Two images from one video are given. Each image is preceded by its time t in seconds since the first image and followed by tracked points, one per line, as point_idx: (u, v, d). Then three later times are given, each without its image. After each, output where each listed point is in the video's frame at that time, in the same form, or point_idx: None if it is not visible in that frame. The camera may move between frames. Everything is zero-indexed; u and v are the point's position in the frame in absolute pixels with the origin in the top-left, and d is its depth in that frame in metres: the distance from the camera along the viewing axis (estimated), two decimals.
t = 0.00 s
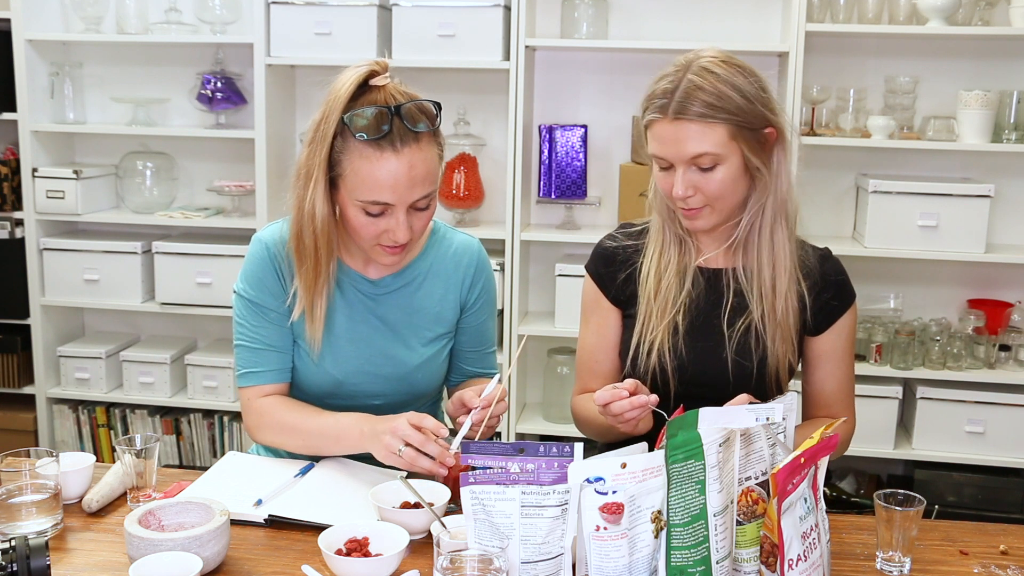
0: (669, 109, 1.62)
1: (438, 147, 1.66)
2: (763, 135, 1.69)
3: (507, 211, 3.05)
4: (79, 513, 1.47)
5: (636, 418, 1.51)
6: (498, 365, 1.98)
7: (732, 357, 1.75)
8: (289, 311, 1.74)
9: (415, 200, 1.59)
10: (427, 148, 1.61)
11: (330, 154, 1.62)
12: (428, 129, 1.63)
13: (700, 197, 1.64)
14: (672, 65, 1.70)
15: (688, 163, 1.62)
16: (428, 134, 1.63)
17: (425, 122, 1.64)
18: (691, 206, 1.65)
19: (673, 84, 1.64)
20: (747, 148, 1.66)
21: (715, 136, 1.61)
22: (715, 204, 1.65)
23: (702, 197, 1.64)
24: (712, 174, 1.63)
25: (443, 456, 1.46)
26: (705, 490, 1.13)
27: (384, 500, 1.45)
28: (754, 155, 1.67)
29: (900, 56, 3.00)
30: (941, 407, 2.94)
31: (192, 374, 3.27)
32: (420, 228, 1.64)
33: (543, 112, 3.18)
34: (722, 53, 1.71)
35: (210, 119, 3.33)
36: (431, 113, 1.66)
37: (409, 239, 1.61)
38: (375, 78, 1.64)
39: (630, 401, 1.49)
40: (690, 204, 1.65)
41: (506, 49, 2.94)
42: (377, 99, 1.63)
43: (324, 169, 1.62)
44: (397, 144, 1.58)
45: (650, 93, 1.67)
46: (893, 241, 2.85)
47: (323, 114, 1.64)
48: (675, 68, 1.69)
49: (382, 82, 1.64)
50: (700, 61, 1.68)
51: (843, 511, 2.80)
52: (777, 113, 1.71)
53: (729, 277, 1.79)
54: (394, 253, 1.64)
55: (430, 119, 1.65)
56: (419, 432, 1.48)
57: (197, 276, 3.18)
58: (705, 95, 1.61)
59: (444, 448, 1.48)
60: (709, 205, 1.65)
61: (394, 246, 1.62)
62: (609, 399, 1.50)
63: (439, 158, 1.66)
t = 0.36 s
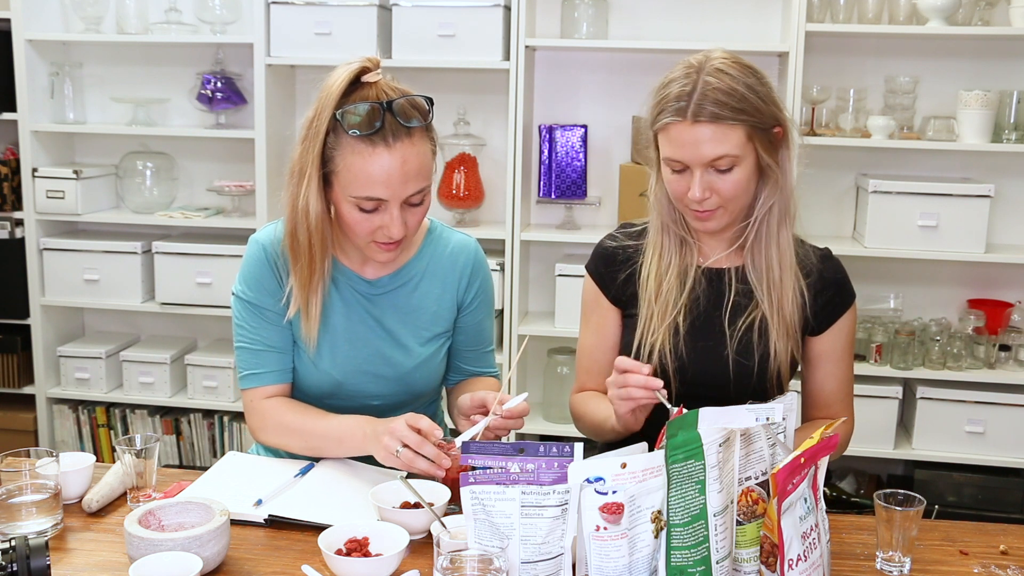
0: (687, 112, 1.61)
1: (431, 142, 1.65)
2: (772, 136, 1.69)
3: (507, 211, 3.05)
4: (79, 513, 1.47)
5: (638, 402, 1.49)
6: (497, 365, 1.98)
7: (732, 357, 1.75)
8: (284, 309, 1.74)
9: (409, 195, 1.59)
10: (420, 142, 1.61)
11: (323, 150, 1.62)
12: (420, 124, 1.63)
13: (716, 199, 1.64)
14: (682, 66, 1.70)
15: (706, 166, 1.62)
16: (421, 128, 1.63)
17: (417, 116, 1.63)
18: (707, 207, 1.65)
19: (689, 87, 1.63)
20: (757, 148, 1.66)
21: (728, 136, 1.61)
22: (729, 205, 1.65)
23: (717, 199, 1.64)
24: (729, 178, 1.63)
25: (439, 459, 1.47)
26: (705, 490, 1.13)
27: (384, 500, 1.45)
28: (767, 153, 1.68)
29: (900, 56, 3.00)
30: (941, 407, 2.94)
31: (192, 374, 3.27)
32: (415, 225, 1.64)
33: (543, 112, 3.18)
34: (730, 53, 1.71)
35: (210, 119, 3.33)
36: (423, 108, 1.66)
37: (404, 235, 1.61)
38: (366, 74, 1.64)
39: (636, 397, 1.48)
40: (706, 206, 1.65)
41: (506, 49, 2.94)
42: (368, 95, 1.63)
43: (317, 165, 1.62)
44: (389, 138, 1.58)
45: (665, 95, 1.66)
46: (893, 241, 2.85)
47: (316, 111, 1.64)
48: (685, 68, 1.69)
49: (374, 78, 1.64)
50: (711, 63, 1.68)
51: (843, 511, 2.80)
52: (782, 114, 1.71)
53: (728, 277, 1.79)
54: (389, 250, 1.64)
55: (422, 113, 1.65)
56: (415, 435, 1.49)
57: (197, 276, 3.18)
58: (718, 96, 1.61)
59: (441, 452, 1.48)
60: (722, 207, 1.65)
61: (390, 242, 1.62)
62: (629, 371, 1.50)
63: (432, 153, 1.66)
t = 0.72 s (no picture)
0: (695, 110, 1.61)
1: (426, 142, 1.65)
2: (774, 136, 1.69)
3: (507, 211, 3.05)
4: (79, 513, 1.47)
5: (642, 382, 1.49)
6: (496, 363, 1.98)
7: (733, 355, 1.75)
8: (279, 310, 1.74)
9: (404, 195, 1.59)
10: (415, 143, 1.61)
11: (317, 151, 1.62)
12: (415, 124, 1.63)
13: (719, 197, 1.63)
14: (689, 65, 1.70)
15: (711, 165, 1.62)
16: (416, 128, 1.63)
17: (411, 116, 1.63)
18: (709, 207, 1.64)
19: (697, 85, 1.63)
20: (760, 148, 1.66)
21: (725, 135, 1.61)
22: (732, 205, 1.65)
23: (720, 198, 1.63)
24: (733, 177, 1.63)
25: (436, 460, 1.48)
26: (705, 490, 1.13)
27: (385, 500, 1.45)
28: (771, 153, 1.69)
29: (900, 55, 3.00)
30: (941, 407, 2.94)
31: (192, 374, 3.27)
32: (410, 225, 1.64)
33: (543, 112, 3.18)
34: (737, 53, 1.71)
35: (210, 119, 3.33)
36: (417, 108, 1.66)
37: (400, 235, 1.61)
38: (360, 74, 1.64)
39: (642, 381, 1.48)
40: (710, 206, 1.64)
41: (506, 49, 2.94)
42: (360, 95, 1.63)
43: (312, 166, 1.62)
44: (384, 139, 1.58)
45: (672, 95, 1.66)
46: (893, 241, 2.85)
47: (311, 111, 1.64)
48: (692, 67, 1.69)
49: (367, 78, 1.64)
50: (719, 62, 1.68)
51: (843, 511, 2.80)
52: (786, 115, 1.71)
53: (728, 276, 1.79)
54: (384, 249, 1.64)
55: (416, 113, 1.65)
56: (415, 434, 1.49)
57: (197, 276, 3.18)
58: (725, 95, 1.62)
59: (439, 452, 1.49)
60: (726, 206, 1.65)
61: (386, 242, 1.62)
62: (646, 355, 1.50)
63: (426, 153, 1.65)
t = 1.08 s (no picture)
0: (694, 108, 1.61)
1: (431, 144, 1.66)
2: (775, 136, 1.69)
3: (507, 211, 3.05)
4: (79, 513, 1.47)
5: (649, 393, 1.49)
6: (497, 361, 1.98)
7: (733, 355, 1.75)
8: (279, 312, 1.74)
9: (411, 198, 1.60)
10: (422, 145, 1.61)
11: (323, 154, 1.62)
12: (421, 127, 1.64)
13: (717, 195, 1.64)
14: (690, 63, 1.70)
15: (711, 163, 1.62)
16: (422, 131, 1.63)
17: (416, 119, 1.64)
18: (707, 205, 1.65)
19: (696, 83, 1.63)
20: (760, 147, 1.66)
21: (725, 133, 1.61)
22: (732, 203, 1.65)
23: (719, 197, 1.64)
24: (732, 175, 1.63)
25: (442, 453, 1.47)
26: (705, 490, 1.13)
27: (384, 500, 1.45)
28: (772, 153, 1.69)
29: (900, 55, 3.00)
30: (941, 407, 2.94)
31: (192, 374, 3.27)
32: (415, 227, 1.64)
33: (543, 112, 3.18)
34: (738, 53, 1.71)
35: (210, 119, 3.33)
36: (422, 110, 1.66)
37: (406, 237, 1.61)
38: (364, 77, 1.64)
39: (649, 391, 1.48)
40: (709, 203, 1.64)
41: (506, 49, 2.94)
42: (366, 98, 1.63)
43: (317, 169, 1.62)
44: (392, 143, 1.57)
45: (673, 92, 1.66)
46: (893, 241, 2.85)
47: (315, 113, 1.63)
48: (692, 66, 1.69)
49: (371, 80, 1.64)
50: (720, 60, 1.68)
51: (843, 511, 2.80)
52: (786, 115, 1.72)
53: (728, 275, 1.79)
54: (389, 251, 1.64)
55: (421, 115, 1.65)
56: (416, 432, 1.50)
57: (197, 276, 3.18)
58: (724, 95, 1.61)
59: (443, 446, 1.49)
60: (724, 204, 1.65)
61: (391, 244, 1.62)
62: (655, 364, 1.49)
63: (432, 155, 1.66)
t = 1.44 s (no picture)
0: (675, 103, 1.63)
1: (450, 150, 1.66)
2: (775, 136, 1.69)
3: (507, 211, 3.05)
4: (79, 513, 1.47)
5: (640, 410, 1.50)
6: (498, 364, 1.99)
7: (734, 356, 1.75)
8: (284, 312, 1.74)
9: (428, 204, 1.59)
10: (442, 151, 1.62)
11: (343, 155, 1.60)
12: (442, 133, 1.64)
13: (698, 192, 1.65)
14: (685, 62, 1.70)
15: (689, 159, 1.63)
16: (443, 138, 1.64)
17: (438, 125, 1.64)
18: (688, 201, 1.66)
19: (682, 80, 1.65)
20: (758, 148, 1.67)
21: (719, 135, 1.62)
22: (713, 204, 1.66)
23: (698, 191, 1.64)
24: (712, 171, 1.63)
25: (445, 452, 1.46)
26: (705, 490, 1.13)
27: (384, 500, 1.45)
28: (761, 157, 1.68)
29: (901, 55, 3.00)
30: (941, 407, 2.94)
31: (192, 374, 3.27)
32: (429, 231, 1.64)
33: (543, 112, 3.18)
34: (736, 53, 1.71)
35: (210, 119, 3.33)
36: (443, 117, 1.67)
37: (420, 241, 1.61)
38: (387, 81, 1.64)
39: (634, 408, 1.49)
40: (689, 200, 1.65)
41: (506, 49, 2.94)
42: (389, 103, 1.62)
43: (336, 172, 1.60)
44: (414, 148, 1.58)
45: (661, 88, 1.68)
46: (893, 240, 2.85)
47: (335, 115, 1.61)
48: (688, 65, 1.69)
49: (393, 85, 1.64)
50: (715, 60, 1.68)
51: (843, 511, 2.80)
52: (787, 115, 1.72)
53: (731, 276, 1.78)
54: (401, 255, 1.65)
55: (441, 122, 1.66)
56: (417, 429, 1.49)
57: (197, 276, 3.18)
58: (715, 94, 1.62)
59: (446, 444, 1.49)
60: (705, 203, 1.66)
61: (406, 247, 1.62)
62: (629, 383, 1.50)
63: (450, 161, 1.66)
